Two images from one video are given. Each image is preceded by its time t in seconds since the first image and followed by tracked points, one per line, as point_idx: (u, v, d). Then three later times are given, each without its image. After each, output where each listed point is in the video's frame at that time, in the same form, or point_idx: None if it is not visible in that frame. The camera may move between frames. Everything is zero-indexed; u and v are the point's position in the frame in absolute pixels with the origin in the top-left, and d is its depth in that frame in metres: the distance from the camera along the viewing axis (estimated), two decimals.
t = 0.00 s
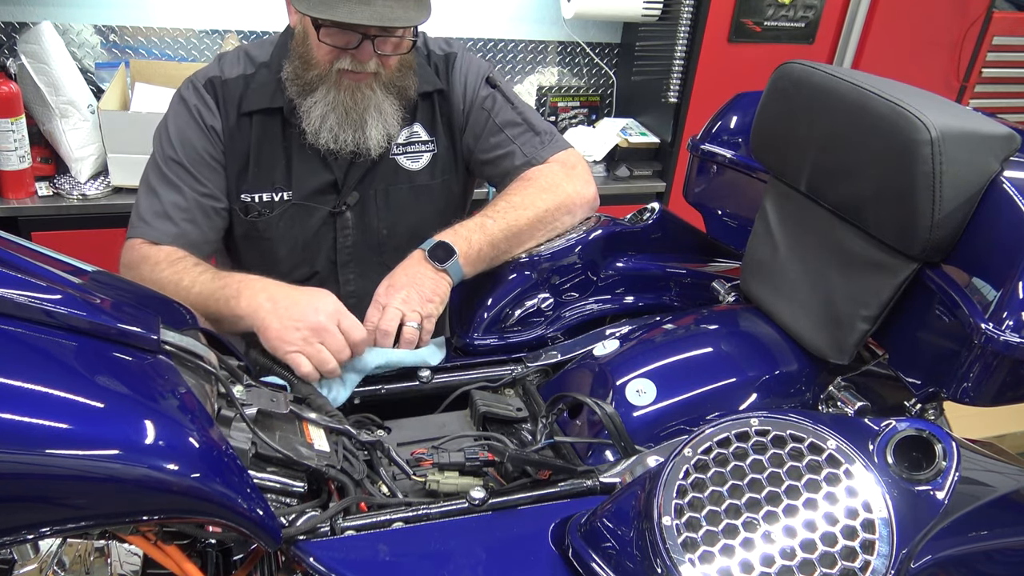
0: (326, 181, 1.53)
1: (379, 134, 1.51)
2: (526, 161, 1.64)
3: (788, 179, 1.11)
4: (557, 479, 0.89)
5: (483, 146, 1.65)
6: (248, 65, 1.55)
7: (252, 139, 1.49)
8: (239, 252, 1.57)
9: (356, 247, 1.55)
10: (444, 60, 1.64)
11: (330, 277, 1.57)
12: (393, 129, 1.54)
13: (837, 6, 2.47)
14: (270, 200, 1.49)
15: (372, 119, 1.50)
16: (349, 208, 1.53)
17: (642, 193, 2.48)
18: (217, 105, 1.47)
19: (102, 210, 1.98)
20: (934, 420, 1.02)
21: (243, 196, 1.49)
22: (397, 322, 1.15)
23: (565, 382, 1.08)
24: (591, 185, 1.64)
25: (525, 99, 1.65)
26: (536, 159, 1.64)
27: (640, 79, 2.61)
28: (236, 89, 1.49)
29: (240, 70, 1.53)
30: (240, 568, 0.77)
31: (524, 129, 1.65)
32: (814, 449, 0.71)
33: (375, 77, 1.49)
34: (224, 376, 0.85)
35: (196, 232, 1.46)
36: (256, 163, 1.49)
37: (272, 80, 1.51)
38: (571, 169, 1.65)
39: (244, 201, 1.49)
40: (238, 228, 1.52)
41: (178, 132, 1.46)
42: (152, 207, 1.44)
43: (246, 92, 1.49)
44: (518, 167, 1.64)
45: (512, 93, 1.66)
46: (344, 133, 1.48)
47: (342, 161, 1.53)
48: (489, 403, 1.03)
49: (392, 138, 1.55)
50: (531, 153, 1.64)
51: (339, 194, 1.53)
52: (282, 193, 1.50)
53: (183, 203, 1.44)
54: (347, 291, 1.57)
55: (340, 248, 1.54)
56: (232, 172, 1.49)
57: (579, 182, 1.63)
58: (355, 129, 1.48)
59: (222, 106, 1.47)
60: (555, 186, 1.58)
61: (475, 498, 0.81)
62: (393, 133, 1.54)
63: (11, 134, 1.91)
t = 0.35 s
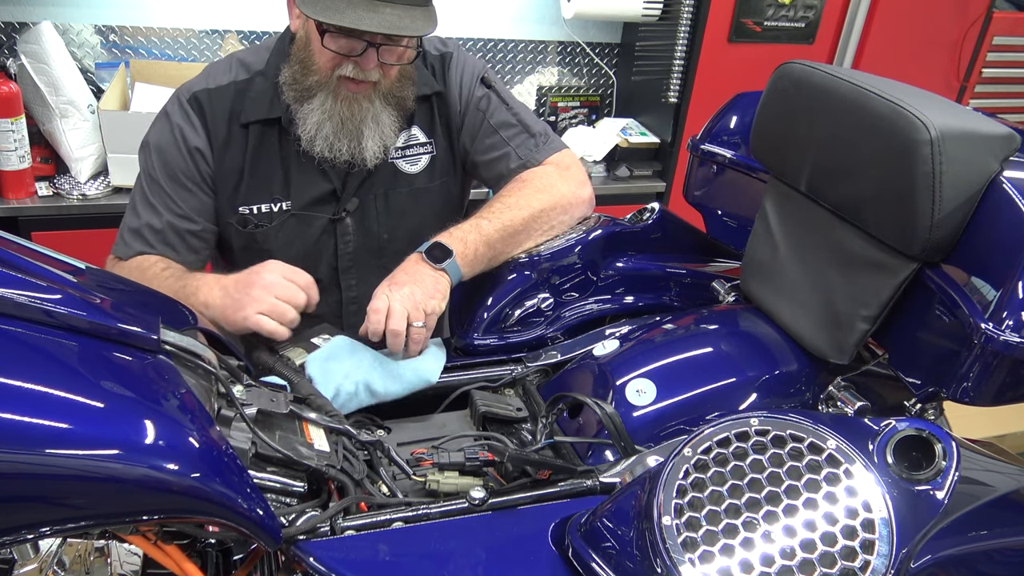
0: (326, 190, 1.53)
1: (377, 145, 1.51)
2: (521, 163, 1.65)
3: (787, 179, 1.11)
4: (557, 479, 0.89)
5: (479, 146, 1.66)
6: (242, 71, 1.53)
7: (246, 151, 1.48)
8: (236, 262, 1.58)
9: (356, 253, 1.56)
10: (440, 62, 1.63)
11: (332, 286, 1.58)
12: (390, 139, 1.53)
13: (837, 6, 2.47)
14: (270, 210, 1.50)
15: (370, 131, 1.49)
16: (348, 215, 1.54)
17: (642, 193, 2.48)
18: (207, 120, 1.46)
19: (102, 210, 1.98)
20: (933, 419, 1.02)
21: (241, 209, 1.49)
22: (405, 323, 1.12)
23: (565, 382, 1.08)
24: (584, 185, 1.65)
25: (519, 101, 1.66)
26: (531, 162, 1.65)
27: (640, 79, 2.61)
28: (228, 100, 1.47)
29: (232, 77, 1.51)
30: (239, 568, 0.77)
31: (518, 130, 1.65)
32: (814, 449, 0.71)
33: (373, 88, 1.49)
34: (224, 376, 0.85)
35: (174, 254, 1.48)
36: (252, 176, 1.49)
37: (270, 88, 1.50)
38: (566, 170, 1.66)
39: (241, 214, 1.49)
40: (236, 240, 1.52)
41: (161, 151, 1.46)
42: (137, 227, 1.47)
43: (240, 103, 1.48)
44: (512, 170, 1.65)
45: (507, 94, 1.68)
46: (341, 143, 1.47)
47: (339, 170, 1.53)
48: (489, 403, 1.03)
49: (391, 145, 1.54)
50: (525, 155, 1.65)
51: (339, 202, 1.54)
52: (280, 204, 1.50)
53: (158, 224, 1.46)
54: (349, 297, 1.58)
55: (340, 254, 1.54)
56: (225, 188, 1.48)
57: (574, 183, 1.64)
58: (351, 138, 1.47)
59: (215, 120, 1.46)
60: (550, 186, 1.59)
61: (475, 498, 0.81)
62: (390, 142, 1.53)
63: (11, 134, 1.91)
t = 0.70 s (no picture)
0: (311, 184, 1.53)
1: (358, 140, 1.50)
2: (517, 164, 1.65)
3: (787, 178, 1.11)
4: (557, 479, 0.89)
5: (473, 147, 1.66)
6: (232, 68, 1.54)
7: (235, 145, 1.49)
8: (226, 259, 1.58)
9: (342, 249, 1.56)
10: (433, 60, 1.64)
11: (317, 280, 1.57)
12: (372, 134, 1.53)
13: (837, 6, 2.47)
14: (257, 203, 1.50)
15: (351, 126, 1.49)
16: (334, 211, 1.54)
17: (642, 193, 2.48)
18: (201, 112, 1.46)
19: (102, 210, 1.98)
20: (934, 419, 1.02)
21: (229, 201, 1.49)
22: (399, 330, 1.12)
23: (565, 382, 1.08)
24: (580, 189, 1.65)
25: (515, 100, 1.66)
26: (527, 163, 1.65)
27: (640, 79, 2.61)
28: (219, 93, 1.48)
29: (223, 74, 1.53)
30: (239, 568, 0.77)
31: (513, 129, 1.65)
32: (814, 449, 0.71)
33: (352, 82, 1.48)
34: (224, 376, 0.84)
35: (184, 245, 1.46)
36: (239, 168, 1.49)
37: (255, 83, 1.51)
38: (563, 171, 1.66)
39: (228, 205, 1.50)
40: (222, 234, 1.52)
41: (161, 143, 1.46)
42: (148, 223, 1.44)
43: (230, 97, 1.49)
44: (507, 171, 1.65)
45: (502, 93, 1.68)
46: (321, 137, 1.47)
47: (325, 165, 1.53)
48: (489, 403, 1.03)
49: (373, 143, 1.54)
50: (522, 156, 1.65)
51: (325, 197, 1.54)
52: (266, 198, 1.51)
53: (169, 215, 1.44)
54: (335, 293, 1.58)
55: (326, 250, 1.55)
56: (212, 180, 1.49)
57: (570, 185, 1.64)
58: (332, 134, 1.47)
59: (208, 113, 1.46)
60: (547, 188, 1.59)
61: (475, 498, 0.81)
62: (372, 138, 1.53)
63: (11, 134, 1.91)
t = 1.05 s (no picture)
0: (314, 186, 1.53)
1: (364, 142, 1.50)
2: (520, 163, 1.65)
3: (788, 179, 1.11)
4: (557, 479, 0.89)
5: (477, 147, 1.66)
6: (229, 67, 1.54)
7: (231, 145, 1.49)
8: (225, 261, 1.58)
9: (346, 251, 1.56)
10: (433, 60, 1.64)
11: (321, 282, 1.57)
12: (378, 137, 1.52)
13: (837, 6, 2.47)
14: (257, 206, 1.50)
15: (356, 128, 1.48)
16: (337, 212, 1.53)
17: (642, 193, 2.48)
18: (191, 118, 1.46)
19: (102, 210, 1.98)
20: (934, 419, 1.02)
21: (229, 204, 1.49)
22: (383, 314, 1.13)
23: (565, 382, 1.08)
24: (584, 185, 1.65)
25: (516, 101, 1.67)
26: (531, 161, 1.66)
27: (640, 79, 2.61)
28: (213, 95, 1.48)
29: (217, 73, 1.53)
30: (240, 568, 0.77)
31: (516, 129, 1.66)
32: (814, 449, 0.71)
33: (358, 86, 1.48)
34: (224, 376, 0.84)
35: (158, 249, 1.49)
36: (236, 169, 1.49)
37: (255, 84, 1.51)
38: (565, 169, 1.66)
39: (228, 209, 1.50)
40: (223, 235, 1.52)
41: (145, 148, 1.47)
42: (122, 225, 1.48)
43: (225, 98, 1.49)
44: (510, 169, 1.65)
45: (504, 94, 1.68)
46: (327, 141, 1.46)
47: (329, 168, 1.53)
48: (489, 403, 1.03)
49: (377, 145, 1.54)
50: (524, 156, 1.66)
51: (328, 199, 1.54)
52: (267, 200, 1.51)
53: (139, 221, 1.47)
54: (341, 296, 1.58)
55: (331, 253, 1.54)
56: (210, 183, 1.49)
57: (572, 182, 1.64)
58: (339, 137, 1.47)
59: (198, 117, 1.46)
60: (549, 186, 1.60)
61: (475, 498, 0.81)
62: (378, 141, 1.53)
63: (11, 134, 1.91)
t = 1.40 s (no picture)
0: (310, 181, 1.53)
1: (355, 136, 1.50)
2: (516, 159, 1.65)
3: (788, 179, 1.11)
4: (556, 479, 0.89)
5: (472, 142, 1.66)
6: (229, 64, 1.55)
7: (231, 141, 1.49)
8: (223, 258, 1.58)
9: (343, 247, 1.56)
10: (434, 58, 1.64)
11: (318, 279, 1.57)
12: (369, 132, 1.52)
13: (837, 6, 2.47)
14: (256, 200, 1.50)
15: (348, 121, 1.48)
16: (334, 208, 1.54)
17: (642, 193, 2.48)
18: (191, 114, 1.46)
19: (102, 210, 1.98)
20: (934, 419, 1.02)
21: (225, 198, 1.49)
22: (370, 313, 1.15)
23: (565, 382, 1.08)
24: (579, 187, 1.64)
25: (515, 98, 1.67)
26: (526, 158, 1.65)
27: (640, 79, 2.61)
28: (214, 92, 1.48)
29: (218, 69, 1.53)
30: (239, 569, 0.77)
31: (515, 126, 1.66)
32: (814, 449, 0.71)
33: (350, 80, 1.47)
34: (224, 375, 0.84)
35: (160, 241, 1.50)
36: (235, 166, 1.49)
37: (254, 80, 1.51)
38: (560, 169, 1.65)
39: (225, 203, 1.50)
40: (220, 230, 1.52)
41: (146, 143, 1.48)
42: (124, 219, 1.49)
43: (225, 94, 1.49)
44: (506, 165, 1.65)
45: (503, 92, 1.68)
46: (319, 133, 1.47)
47: (326, 162, 1.53)
48: (489, 403, 1.03)
49: (368, 141, 1.53)
50: (522, 150, 1.65)
51: (325, 194, 1.54)
52: (266, 195, 1.51)
53: (140, 215, 1.49)
54: (338, 291, 1.58)
55: (328, 249, 1.55)
56: (208, 178, 1.49)
57: (569, 183, 1.63)
58: (330, 130, 1.47)
59: (199, 112, 1.47)
60: (544, 188, 1.59)
61: (475, 498, 0.81)
62: (370, 136, 1.52)
63: (11, 134, 1.91)
